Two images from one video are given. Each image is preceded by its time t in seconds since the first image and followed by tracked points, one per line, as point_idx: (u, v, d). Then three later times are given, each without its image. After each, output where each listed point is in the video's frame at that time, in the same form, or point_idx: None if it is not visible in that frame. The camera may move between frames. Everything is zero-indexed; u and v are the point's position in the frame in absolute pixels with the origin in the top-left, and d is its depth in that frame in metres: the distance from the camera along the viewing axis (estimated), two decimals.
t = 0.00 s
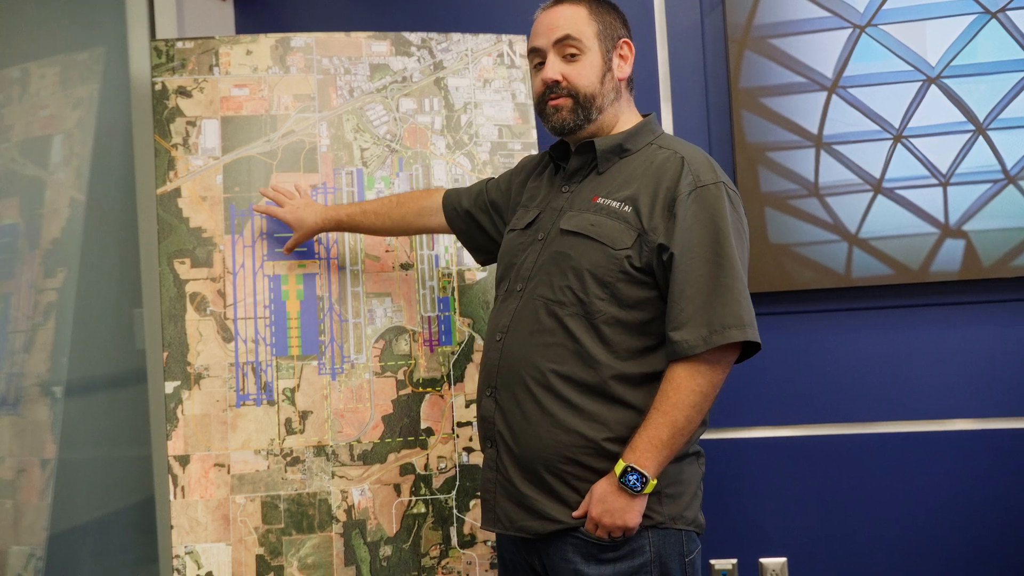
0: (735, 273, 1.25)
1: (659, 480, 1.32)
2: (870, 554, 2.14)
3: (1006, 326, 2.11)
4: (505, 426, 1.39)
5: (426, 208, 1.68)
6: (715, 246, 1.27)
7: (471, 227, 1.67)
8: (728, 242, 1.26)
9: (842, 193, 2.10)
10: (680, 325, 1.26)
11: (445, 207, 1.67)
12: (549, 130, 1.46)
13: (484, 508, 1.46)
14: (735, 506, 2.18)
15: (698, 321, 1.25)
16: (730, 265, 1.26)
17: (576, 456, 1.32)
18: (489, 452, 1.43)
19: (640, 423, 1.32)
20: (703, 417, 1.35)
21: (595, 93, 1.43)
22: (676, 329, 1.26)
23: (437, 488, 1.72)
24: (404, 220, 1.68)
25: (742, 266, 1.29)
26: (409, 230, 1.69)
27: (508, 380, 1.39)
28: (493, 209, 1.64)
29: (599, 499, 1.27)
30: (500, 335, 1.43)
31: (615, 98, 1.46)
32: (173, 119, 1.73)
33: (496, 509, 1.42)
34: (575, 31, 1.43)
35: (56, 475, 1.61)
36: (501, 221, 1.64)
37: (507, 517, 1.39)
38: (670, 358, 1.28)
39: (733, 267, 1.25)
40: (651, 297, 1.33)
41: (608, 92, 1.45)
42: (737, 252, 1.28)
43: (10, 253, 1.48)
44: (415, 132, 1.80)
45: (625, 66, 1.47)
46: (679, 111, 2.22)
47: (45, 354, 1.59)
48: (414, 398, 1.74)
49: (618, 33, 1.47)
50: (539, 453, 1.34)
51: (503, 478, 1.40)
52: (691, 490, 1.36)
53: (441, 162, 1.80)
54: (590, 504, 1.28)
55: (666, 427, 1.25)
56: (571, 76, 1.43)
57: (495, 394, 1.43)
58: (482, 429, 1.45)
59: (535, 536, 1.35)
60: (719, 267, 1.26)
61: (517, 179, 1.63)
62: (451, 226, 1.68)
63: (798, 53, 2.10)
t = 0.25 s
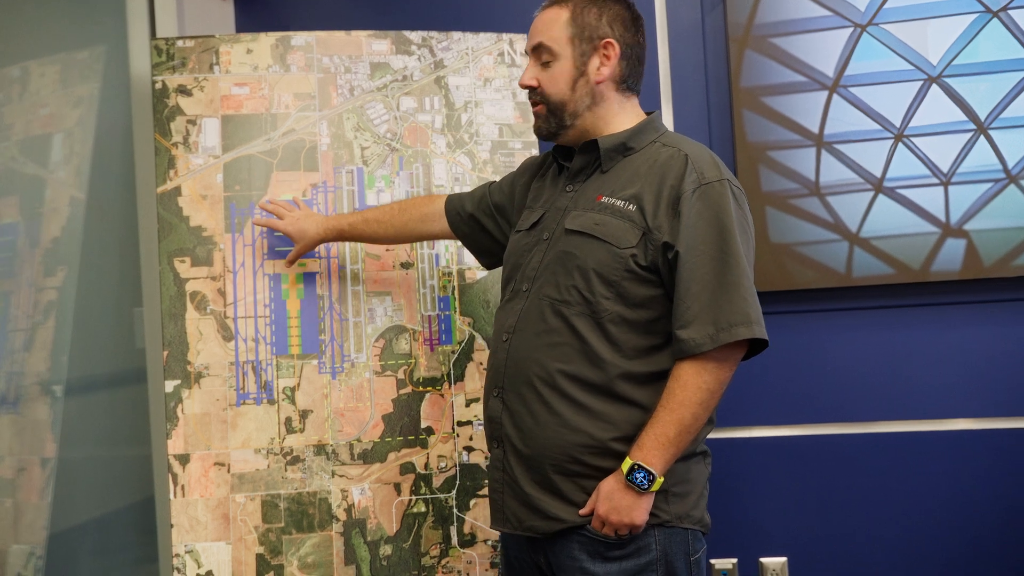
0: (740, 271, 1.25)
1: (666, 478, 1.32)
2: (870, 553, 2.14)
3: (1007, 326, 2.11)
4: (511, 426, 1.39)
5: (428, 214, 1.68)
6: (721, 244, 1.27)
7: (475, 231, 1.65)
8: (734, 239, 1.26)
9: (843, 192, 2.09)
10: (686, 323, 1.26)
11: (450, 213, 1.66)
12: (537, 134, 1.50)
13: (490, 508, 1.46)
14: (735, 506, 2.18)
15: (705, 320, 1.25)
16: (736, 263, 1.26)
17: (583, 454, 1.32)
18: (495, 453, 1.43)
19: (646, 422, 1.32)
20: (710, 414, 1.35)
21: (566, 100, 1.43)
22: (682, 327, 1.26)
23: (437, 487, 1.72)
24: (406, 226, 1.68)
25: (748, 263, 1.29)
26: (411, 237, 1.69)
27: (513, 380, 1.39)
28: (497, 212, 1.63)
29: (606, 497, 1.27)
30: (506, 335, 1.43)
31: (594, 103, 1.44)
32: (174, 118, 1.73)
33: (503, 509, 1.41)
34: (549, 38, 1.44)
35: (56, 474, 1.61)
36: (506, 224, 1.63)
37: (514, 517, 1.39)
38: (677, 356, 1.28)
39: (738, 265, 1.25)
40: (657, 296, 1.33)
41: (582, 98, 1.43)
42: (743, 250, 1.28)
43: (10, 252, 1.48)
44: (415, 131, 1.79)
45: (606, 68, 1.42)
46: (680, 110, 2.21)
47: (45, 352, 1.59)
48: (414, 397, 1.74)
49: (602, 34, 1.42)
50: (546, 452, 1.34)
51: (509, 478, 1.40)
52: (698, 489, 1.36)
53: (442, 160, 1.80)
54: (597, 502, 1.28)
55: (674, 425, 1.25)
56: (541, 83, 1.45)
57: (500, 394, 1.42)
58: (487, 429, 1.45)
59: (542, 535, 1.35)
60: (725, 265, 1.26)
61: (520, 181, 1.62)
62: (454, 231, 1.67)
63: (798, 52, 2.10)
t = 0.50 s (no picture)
0: (742, 271, 1.25)
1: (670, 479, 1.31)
2: (871, 554, 2.14)
3: (1007, 326, 2.11)
4: (515, 427, 1.39)
5: (433, 213, 1.69)
6: (723, 244, 1.26)
7: (480, 228, 1.66)
8: (736, 239, 1.26)
9: (844, 192, 2.09)
10: (687, 324, 1.25)
11: (455, 211, 1.67)
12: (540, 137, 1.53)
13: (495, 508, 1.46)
14: (736, 506, 2.18)
15: (706, 320, 1.25)
16: (738, 263, 1.26)
17: (585, 455, 1.32)
18: (500, 452, 1.43)
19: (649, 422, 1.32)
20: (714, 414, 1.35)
21: (552, 105, 1.45)
22: (684, 328, 1.26)
23: (437, 487, 1.72)
24: (412, 225, 1.69)
25: (750, 263, 1.28)
26: (417, 236, 1.70)
27: (517, 380, 1.39)
28: (503, 211, 1.63)
29: (610, 497, 1.27)
30: (510, 336, 1.43)
31: (580, 106, 1.43)
32: (174, 117, 1.73)
33: (508, 509, 1.42)
34: (537, 45, 1.47)
35: (56, 474, 1.61)
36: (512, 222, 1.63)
37: (519, 517, 1.39)
38: (679, 357, 1.28)
39: (740, 265, 1.25)
40: (659, 296, 1.33)
41: (567, 102, 1.44)
42: (746, 249, 1.28)
43: (10, 251, 1.47)
44: (416, 131, 1.79)
45: (587, 70, 1.41)
46: (681, 110, 2.21)
47: (45, 352, 1.58)
48: (414, 397, 1.74)
49: (585, 35, 1.41)
50: (549, 452, 1.34)
51: (514, 478, 1.40)
52: (702, 489, 1.36)
53: (442, 160, 1.80)
54: (601, 503, 1.28)
55: (677, 425, 1.25)
56: (532, 89, 1.49)
57: (504, 394, 1.43)
58: (492, 429, 1.45)
59: (547, 535, 1.35)
60: (726, 265, 1.25)
61: (526, 179, 1.62)
62: (459, 230, 1.67)
63: (799, 52, 2.10)
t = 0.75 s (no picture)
0: (743, 277, 1.25)
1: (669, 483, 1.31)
2: (871, 556, 2.13)
3: (1009, 328, 2.10)
4: (517, 429, 1.40)
5: (443, 210, 1.69)
6: (723, 250, 1.26)
7: (487, 227, 1.66)
8: (737, 246, 1.25)
9: (845, 194, 2.09)
10: (687, 330, 1.25)
11: (462, 209, 1.67)
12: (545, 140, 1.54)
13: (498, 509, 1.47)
14: (736, 508, 2.17)
15: (706, 326, 1.24)
16: (739, 270, 1.25)
17: (586, 459, 1.32)
18: (502, 454, 1.44)
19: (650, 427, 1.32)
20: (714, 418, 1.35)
21: (556, 108, 1.46)
22: (684, 334, 1.25)
23: (438, 489, 1.72)
24: (420, 222, 1.69)
25: (751, 270, 1.28)
26: (426, 234, 1.70)
27: (519, 383, 1.40)
28: (510, 210, 1.63)
29: (608, 502, 1.27)
30: (513, 338, 1.43)
31: (583, 109, 1.44)
32: (176, 117, 1.73)
33: (509, 510, 1.42)
34: (539, 49, 1.47)
35: (56, 474, 1.61)
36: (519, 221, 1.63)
37: (520, 518, 1.40)
38: (679, 363, 1.28)
39: (740, 272, 1.24)
40: (661, 301, 1.32)
41: (570, 105, 1.44)
42: (747, 255, 1.27)
43: (10, 251, 1.47)
44: (417, 132, 1.79)
45: (588, 74, 1.41)
46: (682, 111, 2.21)
47: (45, 352, 1.58)
48: (415, 398, 1.74)
49: (586, 38, 1.41)
50: (550, 456, 1.35)
51: (515, 480, 1.41)
52: (702, 492, 1.35)
53: (443, 161, 1.80)
54: (599, 507, 1.29)
55: (674, 431, 1.25)
56: (536, 92, 1.49)
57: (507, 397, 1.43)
58: (495, 431, 1.46)
59: (547, 537, 1.36)
60: (727, 272, 1.25)
61: (533, 177, 1.62)
62: (467, 227, 1.68)
63: (801, 54, 2.10)
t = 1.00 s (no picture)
0: (735, 282, 1.25)
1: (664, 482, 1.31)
2: (871, 556, 2.14)
3: (1009, 329, 2.11)
4: (515, 432, 1.41)
5: (448, 208, 1.69)
6: (715, 255, 1.26)
7: (488, 224, 1.69)
8: (729, 251, 1.25)
9: (845, 195, 2.09)
10: (680, 334, 1.26)
11: (465, 206, 1.68)
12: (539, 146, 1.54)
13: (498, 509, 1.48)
14: (736, 508, 2.17)
15: (699, 331, 1.25)
16: (731, 274, 1.25)
17: (581, 462, 1.33)
18: (502, 455, 1.44)
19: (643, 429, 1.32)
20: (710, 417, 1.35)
21: (550, 114, 1.46)
22: (677, 338, 1.26)
23: (438, 489, 1.72)
24: (424, 220, 1.69)
25: (744, 273, 1.28)
26: (430, 232, 1.70)
27: (516, 386, 1.40)
28: (511, 208, 1.67)
29: (603, 501, 1.27)
30: (511, 341, 1.44)
31: (577, 115, 1.44)
32: (176, 119, 1.73)
33: (509, 511, 1.43)
34: (535, 54, 1.48)
35: (56, 476, 1.61)
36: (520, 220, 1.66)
37: (518, 519, 1.41)
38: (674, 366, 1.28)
39: (733, 276, 1.24)
40: (656, 305, 1.33)
41: (564, 111, 1.44)
42: (740, 259, 1.28)
43: (11, 253, 1.47)
44: (417, 133, 1.79)
45: (583, 79, 1.41)
46: (682, 112, 2.21)
47: (46, 353, 1.58)
48: (416, 400, 1.74)
49: (581, 44, 1.41)
50: (547, 459, 1.35)
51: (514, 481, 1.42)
52: (698, 491, 1.36)
53: (443, 162, 1.80)
54: (595, 506, 1.29)
55: (668, 432, 1.24)
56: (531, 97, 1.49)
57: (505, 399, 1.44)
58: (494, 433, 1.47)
59: (545, 537, 1.36)
60: (719, 276, 1.25)
61: (533, 177, 1.65)
62: (469, 224, 1.69)
63: (801, 55, 2.10)
